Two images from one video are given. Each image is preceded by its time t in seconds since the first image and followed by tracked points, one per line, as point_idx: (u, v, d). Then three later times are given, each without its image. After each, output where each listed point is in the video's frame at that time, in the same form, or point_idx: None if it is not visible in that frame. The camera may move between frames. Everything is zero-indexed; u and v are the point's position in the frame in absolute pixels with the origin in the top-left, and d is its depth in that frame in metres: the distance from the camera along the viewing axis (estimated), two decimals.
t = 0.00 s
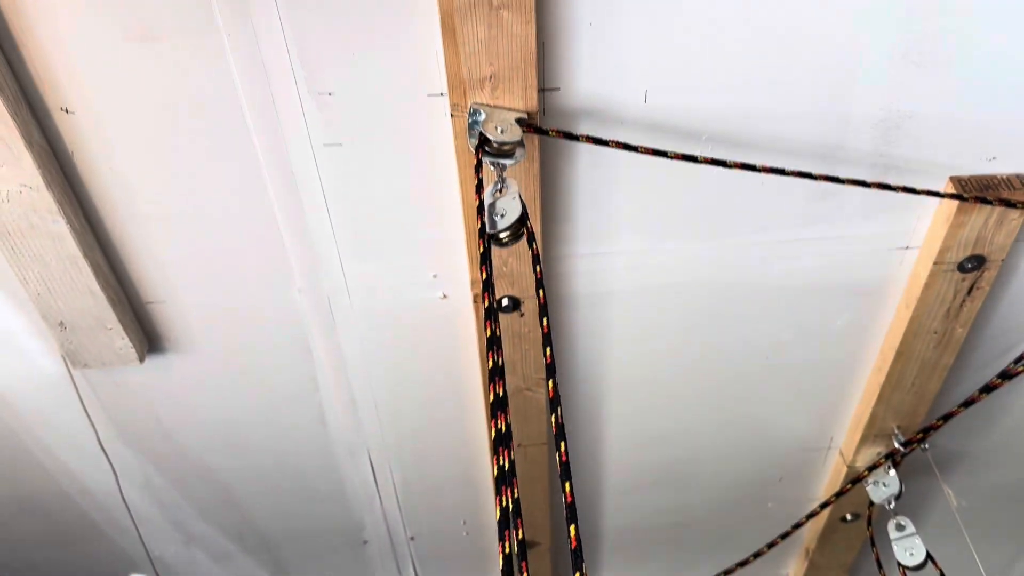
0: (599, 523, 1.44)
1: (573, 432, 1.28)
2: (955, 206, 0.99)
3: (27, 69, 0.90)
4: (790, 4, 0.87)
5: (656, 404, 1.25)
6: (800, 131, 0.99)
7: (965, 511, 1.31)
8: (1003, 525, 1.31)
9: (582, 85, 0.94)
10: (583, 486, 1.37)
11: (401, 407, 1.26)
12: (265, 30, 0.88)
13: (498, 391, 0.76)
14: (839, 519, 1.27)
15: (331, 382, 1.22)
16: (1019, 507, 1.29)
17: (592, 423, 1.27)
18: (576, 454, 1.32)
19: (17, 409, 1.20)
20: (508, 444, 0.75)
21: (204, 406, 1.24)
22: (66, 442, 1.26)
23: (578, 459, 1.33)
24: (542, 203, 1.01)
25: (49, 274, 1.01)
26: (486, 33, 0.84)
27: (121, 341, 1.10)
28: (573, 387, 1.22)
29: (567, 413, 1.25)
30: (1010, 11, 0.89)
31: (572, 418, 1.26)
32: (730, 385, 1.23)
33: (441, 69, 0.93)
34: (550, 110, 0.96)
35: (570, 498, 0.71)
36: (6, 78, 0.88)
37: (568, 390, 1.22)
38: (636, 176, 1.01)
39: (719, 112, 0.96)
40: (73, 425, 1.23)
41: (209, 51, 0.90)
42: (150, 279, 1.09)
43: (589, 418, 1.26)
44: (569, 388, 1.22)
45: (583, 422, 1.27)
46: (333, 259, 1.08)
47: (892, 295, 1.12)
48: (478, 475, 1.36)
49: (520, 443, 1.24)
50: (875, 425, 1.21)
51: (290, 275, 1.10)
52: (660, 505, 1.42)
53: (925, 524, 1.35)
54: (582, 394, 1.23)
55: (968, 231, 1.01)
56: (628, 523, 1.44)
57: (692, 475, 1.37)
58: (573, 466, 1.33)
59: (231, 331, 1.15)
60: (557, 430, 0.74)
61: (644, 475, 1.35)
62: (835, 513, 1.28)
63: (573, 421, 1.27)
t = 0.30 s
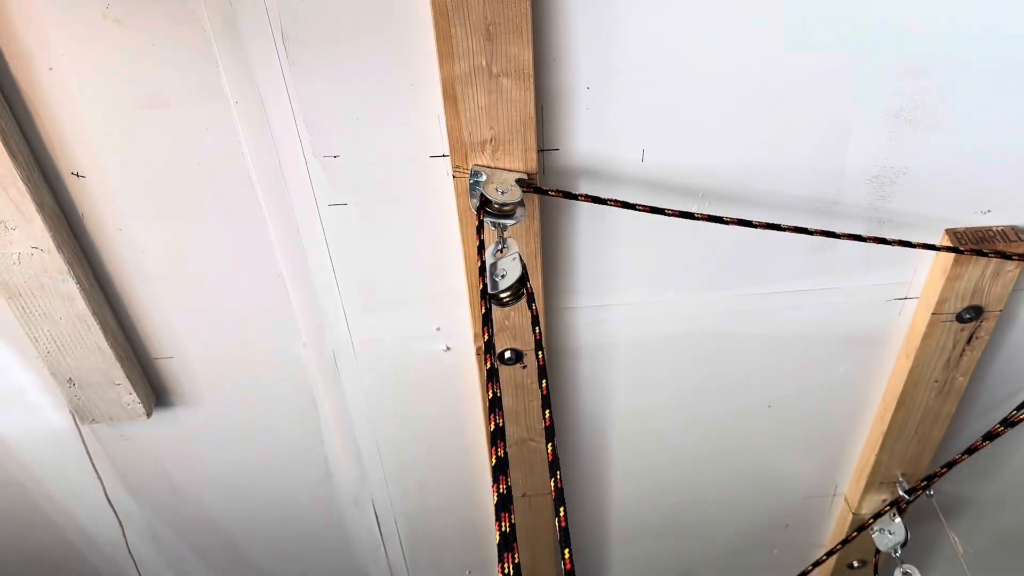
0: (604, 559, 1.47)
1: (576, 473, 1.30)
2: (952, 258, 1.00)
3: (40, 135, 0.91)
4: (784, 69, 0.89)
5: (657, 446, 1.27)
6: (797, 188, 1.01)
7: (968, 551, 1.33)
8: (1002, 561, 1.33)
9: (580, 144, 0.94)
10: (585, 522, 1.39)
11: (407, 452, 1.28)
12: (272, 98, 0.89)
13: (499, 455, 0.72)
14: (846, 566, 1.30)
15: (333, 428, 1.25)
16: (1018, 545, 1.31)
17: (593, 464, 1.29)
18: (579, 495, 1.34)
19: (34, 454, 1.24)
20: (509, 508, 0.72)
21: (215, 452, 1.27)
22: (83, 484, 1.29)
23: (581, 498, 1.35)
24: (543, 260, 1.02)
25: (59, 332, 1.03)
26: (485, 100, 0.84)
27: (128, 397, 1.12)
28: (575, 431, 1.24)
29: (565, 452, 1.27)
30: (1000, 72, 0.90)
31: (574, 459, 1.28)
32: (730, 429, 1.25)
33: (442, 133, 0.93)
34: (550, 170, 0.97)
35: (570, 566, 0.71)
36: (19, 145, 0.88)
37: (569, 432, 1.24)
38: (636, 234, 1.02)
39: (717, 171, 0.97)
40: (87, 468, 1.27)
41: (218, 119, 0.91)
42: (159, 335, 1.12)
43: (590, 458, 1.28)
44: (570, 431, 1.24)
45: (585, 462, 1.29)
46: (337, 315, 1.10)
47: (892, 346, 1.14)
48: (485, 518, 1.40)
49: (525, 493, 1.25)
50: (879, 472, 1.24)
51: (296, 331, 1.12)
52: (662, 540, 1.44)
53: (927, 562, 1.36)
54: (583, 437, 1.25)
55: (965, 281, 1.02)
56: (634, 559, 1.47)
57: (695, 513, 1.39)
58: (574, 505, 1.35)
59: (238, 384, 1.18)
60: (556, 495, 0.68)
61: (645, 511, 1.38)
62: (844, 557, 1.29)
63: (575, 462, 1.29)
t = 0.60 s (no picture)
0: None
1: (580, 500, 1.29)
2: (954, 283, 0.99)
3: (42, 168, 0.91)
4: (781, 97, 0.89)
5: (661, 474, 1.26)
6: (796, 214, 1.01)
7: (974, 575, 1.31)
8: None
9: (580, 173, 0.94)
10: (589, 549, 1.38)
11: (409, 479, 1.27)
12: (273, 130, 0.89)
13: (498, 486, 0.71)
14: None
15: (336, 457, 1.24)
16: None
17: (597, 491, 1.28)
18: (583, 521, 1.33)
19: (36, 484, 1.24)
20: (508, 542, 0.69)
21: (218, 481, 1.27)
22: (85, 514, 1.29)
23: (585, 524, 1.34)
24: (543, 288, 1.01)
25: (60, 362, 1.03)
26: (485, 130, 0.84)
27: (130, 427, 1.12)
28: (578, 457, 1.23)
29: (568, 480, 1.26)
30: (997, 99, 0.90)
31: (577, 487, 1.27)
32: (734, 456, 1.24)
33: (442, 162, 0.93)
34: (550, 198, 0.97)
35: None
36: (20, 177, 0.89)
37: (573, 459, 1.23)
38: (636, 261, 1.02)
39: (717, 198, 0.97)
40: (90, 498, 1.26)
41: (219, 150, 0.91)
42: (160, 365, 1.12)
43: (594, 485, 1.28)
44: (574, 458, 1.23)
45: (589, 490, 1.28)
46: (339, 343, 1.10)
47: (895, 371, 1.14)
48: (489, 548, 1.39)
49: (528, 522, 1.24)
50: (886, 498, 1.23)
51: (298, 358, 1.12)
52: (669, 567, 1.43)
53: None
54: (586, 464, 1.24)
55: (968, 306, 1.01)
56: None
57: (701, 541, 1.38)
58: (578, 531, 1.35)
59: (240, 413, 1.18)
60: (557, 527, 0.66)
61: (650, 538, 1.37)
62: None
63: (579, 490, 1.28)
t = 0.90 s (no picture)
0: None
1: (582, 512, 1.28)
2: (956, 291, 0.99)
3: (42, 180, 0.92)
4: (778, 106, 0.89)
5: (663, 485, 1.25)
6: (795, 222, 1.01)
7: None
8: None
9: (578, 183, 0.94)
10: (591, 561, 1.37)
11: (411, 492, 1.27)
12: (272, 141, 0.89)
13: (496, 496, 0.70)
14: None
15: (337, 470, 1.24)
16: None
17: (599, 502, 1.28)
18: (585, 533, 1.32)
19: (36, 498, 1.23)
20: (506, 552, 0.68)
21: (217, 493, 1.26)
22: (85, 529, 1.29)
23: (586, 537, 1.33)
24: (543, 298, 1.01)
25: (60, 375, 1.03)
26: (483, 140, 0.84)
27: (129, 440, 1.11)
28: (580, 469, 1.22)
29: (570, 492, 1.25)
30: (995, 106, 0.90)
31: (579, 498, 1.26)
32: (737, 468, 1.23)
33: (440, 172, 0.93)
34: (548, 208, 0.97)
35: None
36: (20, 190, 0.89)
37: (574, 470, 1.23)
38: (636, 271, 1.01)
39: (716, 208, 0.97)
40: (90, 512, 1.26)
41: (218, 161, 0.92)
42: (160, 378, 1.11)
43: (595, 496, 1.27)
44: (575, 469, 1.22)
45: (590, 502, 1.27)
46: (339, 354, 1.09)
47: (898, 380, 1.13)
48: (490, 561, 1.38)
49: (529, 535, 1.24)
50: (890, 509, 1.22)
51: (297, 370, 1.12)
52: None
53: None
54: (587, 475, 1.24)
55: (969, 314, 1.00)
56: None
57: (704, 553, 1.37)
58: (580, 544, 1.34)
59: (239, 425, 1.17)
60: (555, 537, 0.66)
61: (652, 550, 1.36)
62: None
63: (581, 501, 1.27)
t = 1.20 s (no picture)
0: None
1: (582, 520, 1.28)
2: (956, 297, 0.99)
3: (42, 188, 0.92)
4: (777, 111, 0.89)
5: (664, 493, 1.25)
6: (795, 229, 1.00)
7: None
8: None
9: (577, 190, 0.94)
10: (592, 570, 1.36)
11: (410, 500, 1.26)
12: (270, 148, 0.89)
13: (495, 502, 0.70)
14: None
15: (337, 478, 1.23)
16: None
17: (599, 510, 1.27)
18: (586, 542, 1.31)
19: (36, 508, 1.23)
20: (504, 559, 0.68)
21: (216, 502, 1.25)
22: (84, 538, 1.28)
23: (587, 545, 1.32)
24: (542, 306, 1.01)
25: (60, 384, 1.03)
26: (481, 147, 0.84)
27: (129, 448, 1.11)
28: (580, 477, 1.22)
29: (570, 501, 1.25)
30: (994, 111, 0.90)
31: (580, 506, 1.26)
32: (738, 476, 1.23)
33: (439, 179, 0.93)
34: (548, 215, 0.96)
35: None
36: (20, 197, 0.89)
37: (574, 479, 1.22)
38: (636, 277, 1.01)
39: (715, 214, 0.97)
40: (90, 522, 1.25)
41: (218, 169, 0.92)
42: (160, 386, 1.11)
43: (596, 504, 1.26)
44: (575, 477, 1.22)
45: (591, 510, 1.26)
46: (338, 362, 1.09)
47: (899, 387, 1.12)
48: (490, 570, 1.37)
49: (529, 544, 1.23)
50: (892, 516, 1.21)
51: (296, 377, 1.11)
52: None
53: None
54: (588, 484, 1.23)
55: (970, 320, 1.00)
56: None
57: (706, 562, 1.36)
58: (581, 553, 1.33)
59: (238, 433, 1.17)
60: (553, 544, 0.65)
61: (654, 559, 1.35)
62: None
63: (581, 509, 1.26)
